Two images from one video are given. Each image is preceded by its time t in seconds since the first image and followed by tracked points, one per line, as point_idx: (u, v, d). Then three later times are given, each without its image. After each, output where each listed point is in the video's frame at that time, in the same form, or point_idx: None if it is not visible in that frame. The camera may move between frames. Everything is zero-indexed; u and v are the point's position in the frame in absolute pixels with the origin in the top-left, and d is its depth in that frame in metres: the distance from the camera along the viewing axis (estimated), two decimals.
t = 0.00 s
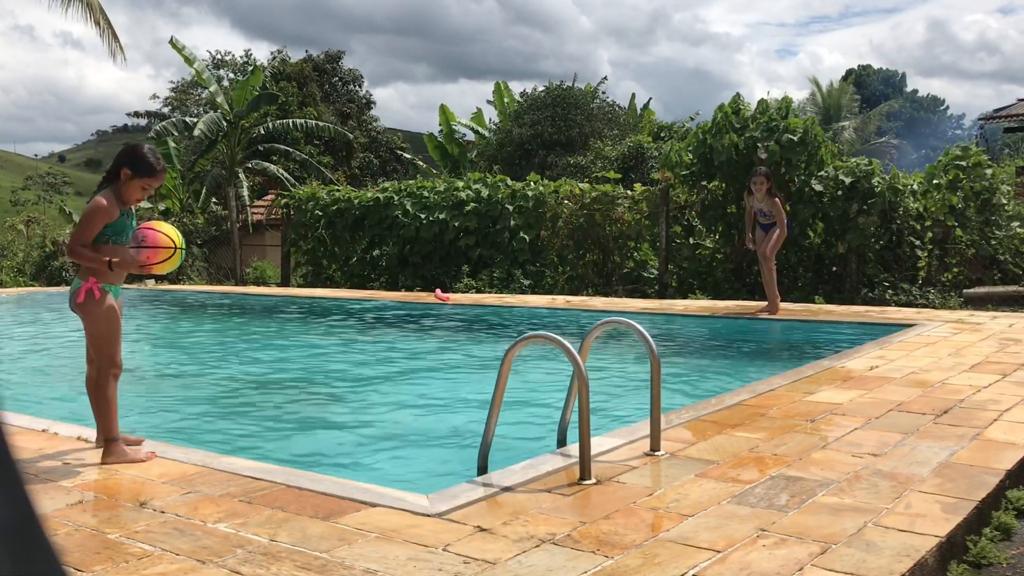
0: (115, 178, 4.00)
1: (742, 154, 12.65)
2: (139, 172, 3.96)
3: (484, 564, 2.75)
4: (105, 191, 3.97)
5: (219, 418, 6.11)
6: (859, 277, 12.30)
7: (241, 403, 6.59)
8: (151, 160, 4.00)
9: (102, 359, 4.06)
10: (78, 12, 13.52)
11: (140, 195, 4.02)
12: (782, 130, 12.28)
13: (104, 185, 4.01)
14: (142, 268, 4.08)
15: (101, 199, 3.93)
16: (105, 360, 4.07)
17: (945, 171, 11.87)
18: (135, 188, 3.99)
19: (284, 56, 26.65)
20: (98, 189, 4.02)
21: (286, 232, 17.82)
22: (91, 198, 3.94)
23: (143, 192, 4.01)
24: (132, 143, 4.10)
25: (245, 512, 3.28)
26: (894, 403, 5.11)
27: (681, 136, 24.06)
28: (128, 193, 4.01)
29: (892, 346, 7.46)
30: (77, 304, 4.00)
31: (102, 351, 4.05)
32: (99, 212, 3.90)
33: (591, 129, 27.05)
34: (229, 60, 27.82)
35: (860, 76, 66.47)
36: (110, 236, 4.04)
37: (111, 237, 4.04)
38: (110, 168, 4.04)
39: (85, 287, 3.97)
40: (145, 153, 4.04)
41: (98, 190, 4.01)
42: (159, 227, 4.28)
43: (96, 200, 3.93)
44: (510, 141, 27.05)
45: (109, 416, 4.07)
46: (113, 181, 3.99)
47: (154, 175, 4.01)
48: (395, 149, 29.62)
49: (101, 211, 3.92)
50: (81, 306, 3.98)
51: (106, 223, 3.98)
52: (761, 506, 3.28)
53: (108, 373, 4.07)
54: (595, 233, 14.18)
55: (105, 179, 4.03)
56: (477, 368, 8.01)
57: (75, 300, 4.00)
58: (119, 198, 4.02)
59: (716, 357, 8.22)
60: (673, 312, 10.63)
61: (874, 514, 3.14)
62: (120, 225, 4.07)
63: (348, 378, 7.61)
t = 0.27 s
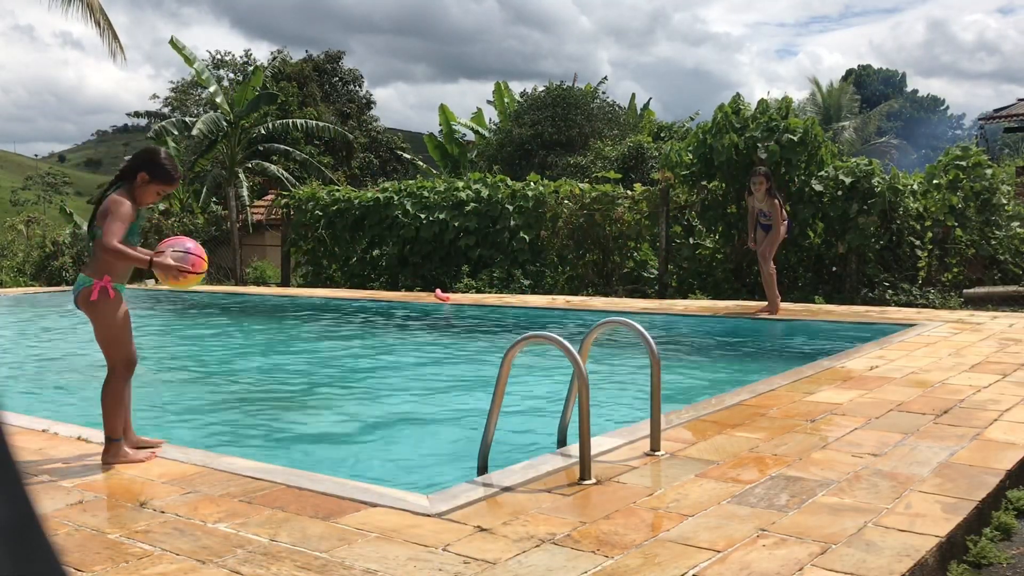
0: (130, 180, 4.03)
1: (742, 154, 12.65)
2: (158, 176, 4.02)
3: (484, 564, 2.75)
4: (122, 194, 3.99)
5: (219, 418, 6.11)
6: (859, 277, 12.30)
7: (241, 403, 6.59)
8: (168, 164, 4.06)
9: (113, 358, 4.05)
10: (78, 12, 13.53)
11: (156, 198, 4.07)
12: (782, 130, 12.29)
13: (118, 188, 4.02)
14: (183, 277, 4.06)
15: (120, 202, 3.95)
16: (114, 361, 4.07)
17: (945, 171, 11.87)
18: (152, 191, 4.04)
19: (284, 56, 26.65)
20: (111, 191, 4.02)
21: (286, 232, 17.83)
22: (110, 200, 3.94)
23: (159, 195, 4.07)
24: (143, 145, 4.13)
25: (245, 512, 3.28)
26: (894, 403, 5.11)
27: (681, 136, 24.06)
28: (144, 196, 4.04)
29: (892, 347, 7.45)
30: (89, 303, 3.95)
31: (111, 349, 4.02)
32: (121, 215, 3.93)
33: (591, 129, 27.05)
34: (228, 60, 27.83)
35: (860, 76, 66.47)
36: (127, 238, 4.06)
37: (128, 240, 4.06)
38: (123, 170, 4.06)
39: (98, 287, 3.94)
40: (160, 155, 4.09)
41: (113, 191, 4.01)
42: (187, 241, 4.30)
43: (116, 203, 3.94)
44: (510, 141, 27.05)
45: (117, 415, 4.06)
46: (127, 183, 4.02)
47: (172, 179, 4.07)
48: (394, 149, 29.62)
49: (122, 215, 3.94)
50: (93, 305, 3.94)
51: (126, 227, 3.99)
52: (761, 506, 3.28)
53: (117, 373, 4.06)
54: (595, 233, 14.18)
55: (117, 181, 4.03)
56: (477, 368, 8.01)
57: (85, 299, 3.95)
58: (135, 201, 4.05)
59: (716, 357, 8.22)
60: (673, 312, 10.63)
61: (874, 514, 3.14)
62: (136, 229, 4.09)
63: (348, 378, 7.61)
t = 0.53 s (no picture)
0: (135, 178, 4.03)
1: (742, 154, 12.65)
2: (165, 174, 4.04)
3: (484, 564, 2.75)
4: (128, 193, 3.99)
5: (219, 418, 6.11)
6: (859, 277, 12.30)
7: (241, 403, 6.59)
8: (174, 162, 4.08)
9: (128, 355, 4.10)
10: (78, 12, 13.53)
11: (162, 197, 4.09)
12: (782, 130, 12.29)
13: (124, 186, 4.02)
14: (188, 284, 4.09)
15: (129, 201, 3.96)
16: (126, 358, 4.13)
17: (945, 171, 11.87)
18: (159, 189, 4.06)
19: (284, 56, 26.66)
20: (116, 190, 4.02)
21: (286, 232, 17.83)
22: (117, 199, 3.95)
23: (165, 193, 4.09)
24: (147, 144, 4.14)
25: (246, 512, 3.28)
26: (894, 403, 5.11)
27: (681, 136, 24.05)
28: (151, 195, 4.06)
29: (892, 347, 7.46)
30: (101, 302, 3.96)
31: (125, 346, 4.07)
32: (130, 214, 3.94)
33: (591, 129, 27.05)
34: (228, 60, 27.84)
35: (859, 76, 66.57)
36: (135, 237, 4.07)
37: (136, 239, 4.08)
38: (128, 168, 4.05)
39: (109, 285, 3.96)
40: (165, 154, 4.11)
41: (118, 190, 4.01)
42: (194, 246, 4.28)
43: (124, 202, 3.95)
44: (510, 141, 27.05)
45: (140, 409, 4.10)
46: (134, 183, 4.03)
47: (178, 177, 4.10)
48: (394, 149, 29.62)
49: (131, 213, 3.95)
50: (106, 303, 3.97)
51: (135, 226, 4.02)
52: (761, 506, 3.28)
53: (138, 368, 4.12)
54: (595, 233, 14.18)
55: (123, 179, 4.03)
56: (477, 368, 8.01)
57: (96, 298, 3.97)
58: (142, 199, 4.06)
59: (716, 356, 8.23)
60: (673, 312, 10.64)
61: (874, 514, 3.14)
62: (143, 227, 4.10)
63: (348, 378, 7.61)
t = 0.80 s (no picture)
0: (148, 178, 4.04)
1: (742, 154, 12.65)
2: (178, 174, 4.06)
3: (484, 564, 2.75)
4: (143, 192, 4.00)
5: (219, 418, 6.11)
6: (859, 277, 12.30)
7: (240, 403, 6.59)
8: (186, 160, 4.10)
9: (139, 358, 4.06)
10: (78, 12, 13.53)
11: (176, 195, 4.10)
12: (782, 130, 12.29)
13: (137, 186, 4.02)
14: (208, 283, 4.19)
15: (145, 201, 3.96)
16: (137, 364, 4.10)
17: (945, 171, 11.86)
18: (172, 188, 4.07)
19: (284, 56, 26.67)
20: (129, 190, 4.01)
21: (286, 232, 17.84)
22: (133, 199, 3.94)
23: (179, 191, 4.10)
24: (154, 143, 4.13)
25: (245, 512, 3.28)
26: (894, 403, 5.11)
27: (681, 136, 24.05)
28: (164, 194, 4.07)
29: (892, 347, 7.46)
30: (120, 303, 3.95)
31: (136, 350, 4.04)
32: (148, 214, 3.95)
33: (591, 129, 27.05)
34: (228, 60, 27.84)
35: (859, 76, 66.60)
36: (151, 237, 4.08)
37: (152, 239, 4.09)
38: (139, 168, 4.05)
39: (129, 286, 3.96)
40: (175, 151, 4.12)
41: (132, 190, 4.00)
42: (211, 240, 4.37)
43: (141, 202, 3.94)
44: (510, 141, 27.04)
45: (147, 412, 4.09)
46: (148, 183, 4.04)
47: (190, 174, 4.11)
48: (394, 149, 29.62)
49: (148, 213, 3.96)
50: (123, 305, 3.96)
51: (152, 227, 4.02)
52: (761, 506, 3.28)
53: (146, 373, 4.07)
54: (595, 233, 14.18)
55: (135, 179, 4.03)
56: (477, 368, 8.01)
57: (115, 299, 3.96)
58: (156, 198, 4.06)
59: (715, 357, 8.23)
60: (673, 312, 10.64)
61: (874, 514, 3.14)
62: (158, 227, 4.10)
63: (348, 378, 7.60)
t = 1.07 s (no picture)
0: (150, 175, 4.03)
1: (742, 154, 12.65)
2: (180, 166, 4.04)
3: (484, 564, 2.75)
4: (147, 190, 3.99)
5: (220, 417, 6.11)
6: (859, 277, 12.30)
7: (241, 403, 6.60)
8: (185, 151, 4.07)
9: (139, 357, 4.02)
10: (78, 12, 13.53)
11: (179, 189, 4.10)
12: (782, 130, 12.29)
13: (139, 184, 4.01)
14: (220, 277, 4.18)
15: (150, 199, 3.95)
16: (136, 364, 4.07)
17: (945, 171, 11.86)
18: (175, 181, 4.06)
19: (285, 56, 26.68)
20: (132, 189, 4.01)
21: (286, 232, 17.84)
22: (139, 198, 3.94)
23: (182, 183, 4.09)
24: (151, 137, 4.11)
25: (245, 512, 3.28)
26: (894, 403, 5.11)
27: (681, 136, 24.05)
28: (167, 190, 4.06)
29: (893, 347, 7.46)
30: (129, 302, 3.94)
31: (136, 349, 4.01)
32: (154, 213, 3.95)
33: (591, 129, 27.05)
34: (228, 60, 27.85)
35: (859, 76, 66.62)
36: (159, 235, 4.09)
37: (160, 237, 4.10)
38: (140, 165, 4.04)
39: (139, 286, 3.95)
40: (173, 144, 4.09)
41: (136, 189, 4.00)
42: (225, 235, 4.37)
43: (146, 201, 3.94)
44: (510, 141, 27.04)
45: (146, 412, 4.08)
46: (150, 179, 4.03)
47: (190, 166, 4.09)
48: (394, 149, 29.63)
49: (153, 211, 3.96)
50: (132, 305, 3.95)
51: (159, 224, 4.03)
52: (761, 507, 3.27)
53: (143, 374, 4.04)
54: (595, 233, 14.18)
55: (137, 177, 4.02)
56: (477, 368, 8.01)
57: (123, 298, 3.94)
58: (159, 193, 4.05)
59: (716, 356, 8.23)
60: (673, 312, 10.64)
61: (874, 514, 3.14)
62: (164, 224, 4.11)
63: (348, 378, 7.61)
